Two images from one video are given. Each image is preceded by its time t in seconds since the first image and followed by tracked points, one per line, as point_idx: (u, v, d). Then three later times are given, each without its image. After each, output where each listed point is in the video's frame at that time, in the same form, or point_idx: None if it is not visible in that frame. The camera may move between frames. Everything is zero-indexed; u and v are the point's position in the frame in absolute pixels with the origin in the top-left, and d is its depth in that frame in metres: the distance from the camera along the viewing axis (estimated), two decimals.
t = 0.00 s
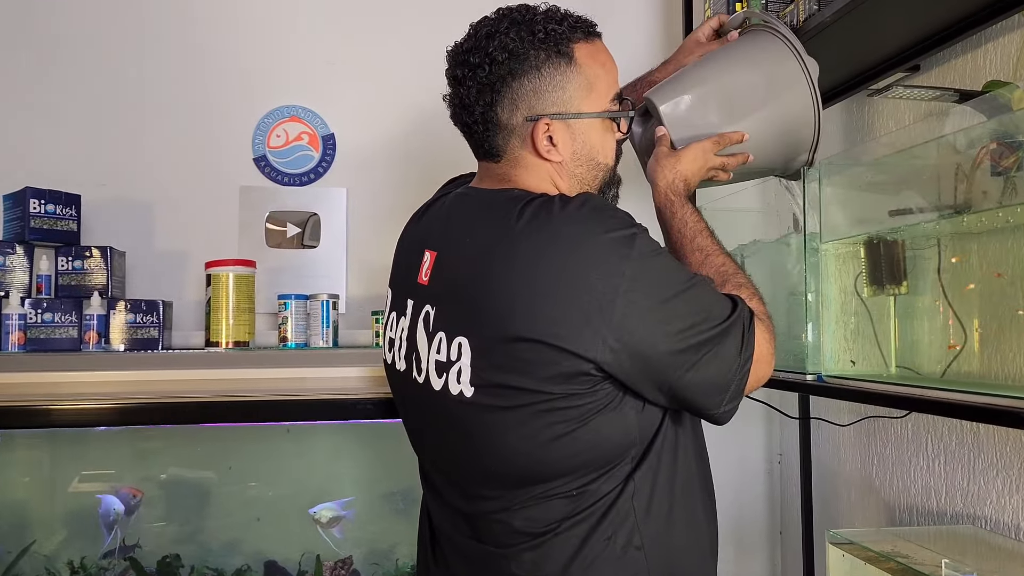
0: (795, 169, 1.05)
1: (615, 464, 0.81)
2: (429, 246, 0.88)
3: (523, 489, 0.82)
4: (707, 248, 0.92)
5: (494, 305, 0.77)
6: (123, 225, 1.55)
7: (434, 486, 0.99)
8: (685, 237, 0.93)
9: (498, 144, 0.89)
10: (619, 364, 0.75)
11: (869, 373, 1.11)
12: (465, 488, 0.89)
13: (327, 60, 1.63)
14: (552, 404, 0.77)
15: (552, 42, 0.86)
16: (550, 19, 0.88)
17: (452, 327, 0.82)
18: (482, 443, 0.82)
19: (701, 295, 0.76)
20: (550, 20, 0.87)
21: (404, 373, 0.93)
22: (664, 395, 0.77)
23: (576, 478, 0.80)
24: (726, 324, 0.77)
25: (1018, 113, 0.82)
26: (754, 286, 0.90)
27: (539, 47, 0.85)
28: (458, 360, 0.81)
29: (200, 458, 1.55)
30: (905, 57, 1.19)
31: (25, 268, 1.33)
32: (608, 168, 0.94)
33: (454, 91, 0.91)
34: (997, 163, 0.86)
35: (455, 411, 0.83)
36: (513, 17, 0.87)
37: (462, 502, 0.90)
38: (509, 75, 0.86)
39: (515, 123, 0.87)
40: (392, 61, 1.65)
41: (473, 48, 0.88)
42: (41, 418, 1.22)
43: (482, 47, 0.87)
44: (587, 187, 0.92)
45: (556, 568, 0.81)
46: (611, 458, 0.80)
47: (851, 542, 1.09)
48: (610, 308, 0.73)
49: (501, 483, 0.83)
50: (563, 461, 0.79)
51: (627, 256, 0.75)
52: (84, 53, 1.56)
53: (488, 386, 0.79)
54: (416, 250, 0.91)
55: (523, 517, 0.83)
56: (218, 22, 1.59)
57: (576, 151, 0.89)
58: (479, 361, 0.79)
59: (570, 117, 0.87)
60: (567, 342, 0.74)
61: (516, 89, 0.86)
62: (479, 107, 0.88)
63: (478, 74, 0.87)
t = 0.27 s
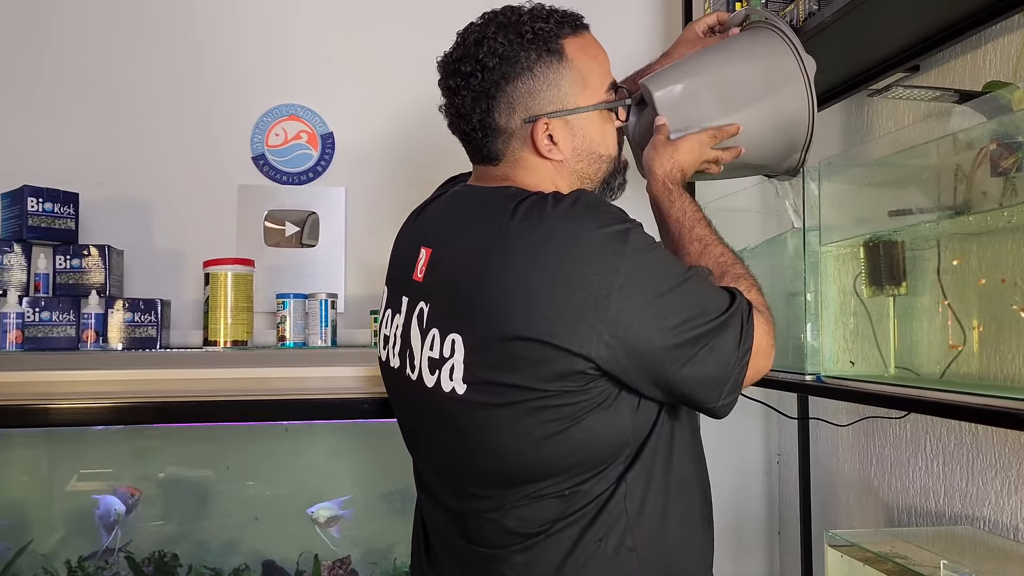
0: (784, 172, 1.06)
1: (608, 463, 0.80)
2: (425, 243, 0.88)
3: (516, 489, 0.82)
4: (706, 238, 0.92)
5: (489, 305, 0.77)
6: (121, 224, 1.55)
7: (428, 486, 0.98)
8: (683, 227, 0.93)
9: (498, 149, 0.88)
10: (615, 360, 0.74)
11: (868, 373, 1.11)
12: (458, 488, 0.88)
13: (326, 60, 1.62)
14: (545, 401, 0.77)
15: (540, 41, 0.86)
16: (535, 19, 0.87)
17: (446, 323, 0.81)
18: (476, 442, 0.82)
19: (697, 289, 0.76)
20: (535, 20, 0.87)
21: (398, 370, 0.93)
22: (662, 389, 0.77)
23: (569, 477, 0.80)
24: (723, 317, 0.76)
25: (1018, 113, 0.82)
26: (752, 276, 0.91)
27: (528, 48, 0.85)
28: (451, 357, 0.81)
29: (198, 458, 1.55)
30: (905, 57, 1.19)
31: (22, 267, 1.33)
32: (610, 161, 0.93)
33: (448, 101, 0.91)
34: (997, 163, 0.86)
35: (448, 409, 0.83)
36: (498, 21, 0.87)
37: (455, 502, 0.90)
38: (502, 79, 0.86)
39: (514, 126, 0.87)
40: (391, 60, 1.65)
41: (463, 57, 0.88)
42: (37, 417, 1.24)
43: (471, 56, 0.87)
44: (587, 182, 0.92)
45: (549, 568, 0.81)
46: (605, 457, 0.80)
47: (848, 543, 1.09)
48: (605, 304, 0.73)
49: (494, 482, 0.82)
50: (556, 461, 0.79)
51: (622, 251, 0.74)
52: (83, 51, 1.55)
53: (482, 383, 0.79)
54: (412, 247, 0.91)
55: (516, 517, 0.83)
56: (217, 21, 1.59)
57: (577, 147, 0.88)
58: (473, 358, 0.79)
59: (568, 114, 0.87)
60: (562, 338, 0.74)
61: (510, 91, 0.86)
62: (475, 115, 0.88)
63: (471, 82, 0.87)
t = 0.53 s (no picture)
0: (784, 172, 1.07)
1: (598, 464, 0.80)
2: (421, 239, 0.88)
3: (504, 487, 0.82)
4: (706, 240, 0.92)
5: (482, 304, 0.77)
6: (120, 222, 1.54)
7: (419, 485, 0.98)
8: (684, 228, 0.92)
9: (493, 150, 0.88)
10: (608, 361, 0.74)
11: (866, 373, 1.11)
12: (448, 486, 0.88)
13: (326, 58, 1.62)
14: (535, 400, 0.77)
15: (523, 38, 0.85)
16: (513, 15, 0.87)
17: (439, 320, 0.82)
18: (466, 439, 0.81)
19: (692, 292, 0.75)
20: (514, 17, 0.87)
21: (392, 365, 0.93)
22: (656, 391, 0.77)
23: (556, 477, 0.79)
24: (719, 320, 0.76)
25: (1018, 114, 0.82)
26: (754, 281, 0.90)
27: (511, 46, 0.85)
28: (443, 352, 0.81)
29: (196, 456, 1.55)
30: (904, 58, 1.19)
31: (20, 265, 1.32)
32: (604, 148, 0.93)
33: (438, 108, 0.90)
34: (996, 164, 0.86)
35: (439, 405, 0.83)
36: (478, 23, 0.87)
37: (445, 499, 0.90)
38: (490, 81, 0.85)
39: (506, 126, 0.86)
40: (391, 59, 1.64)
41: (447, 63, 0.87)
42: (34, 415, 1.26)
43: (456, 60, 0.86)
44: (582, 175, 0.92)
45: (535, 568, 0.81)
46: (595, 458, 0.79)
47: (846, 543, 1.09)
48: (599, 304, 0.73)
49: (482, 480, 0.82)
50: (545, 460, 0.78)
51: (618, 252, 0.74)
52: (82, 49, 1.55)
53: (472, 380, 0.79)
54: (408, 244, 0.91)
55: (504, 516, 0.82)
56: (217, 19, 1.59)
57: (571, 139, 0.88)
58: (464, 354, 0.79)
59: (560, 106, 0.87)
60: (554, 338, 0.74)
61: (500, 92, 0.85)
62: (467, 119, 0.87)
63: (459, 87, 0.86)
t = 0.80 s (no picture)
0: (780, 174, 1.08)
1: (585, 466, 0.80)
2: (415, 238, 0.88)
3: (491, 487, 0.82)
4: (700, 246, 0.93)
5: (476, 307, 0.77)
6: (117, 221, 1.54)
7: (410, 483, 0.98)
8: (679, 233, 0.93)
9: (489, 152, 0.88)
10: (600, 366, 0.75)
11: (861, 374, 1.11)
12: (438, 485, 0.88)
13: (324, 58, 1.62)
14: (524, 403, 0.77)
15: (519, 40, 0.85)
16: (510, 17, 0.87)
17: (432, 321, 0.82)
18: (455, 439, 0.82)
19: (685, 298, 0.76)
20: (511, 19, 0.86)
21: (385, 364, 0.93)
22: (648, 396, 0.77)
23: (543, 477, 0.80)
24: (712, 327, 0.77)
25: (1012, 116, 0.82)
26: (746, 287, 0.90)
27: (508, 49, 0.85)
28: (434, 352, 0.81)
29: (192, 455, 1.55)
30: (901, 60, 1.19)
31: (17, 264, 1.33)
32: (600, 149, 0.93)
33: (434, 110, 0.90)
34: (992, 165, 0.86)
35: (430, 405, 0.83)
36: (474, 25, 0.87)
37: (434, 497, 0.90)
38: (487, 83, 0.85)
39: (503, 128, 0.87)
40: (389, 58, 1.64)
41: (443, 65, 0.87)
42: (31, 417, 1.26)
43: (452, 62, 0.86)
44: (578, 177, 0.92)
45: (520, 568, 0.81)
46: (584, 461, 0.79)
47: (841, 543, 1.10)
48: (592, 309, 0.73)
49: (470, 479, 0.83)
50: (533, 461, 0.78)
51: (613, 257, 0.74)
52: (80, 48, 1.55)
53: (463, 382, 0.79)
54: (403, 243, 0.91)
55: (490, 515, 0.83)
56: (216, 18, 1.59)
57: (566, 141, 0.89)
58: (456, 355, 0.79)
59: (556, 109, 0.87)
60: (547, 342, 0.74)
61: (496, 95, 0.86)
62: (463, 122, 0.87)
63: (455, 89, 0.86)
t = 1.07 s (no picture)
0: (778, 174, 1.08)
1: (583, 466, 0.80)
2: (414, 239, 0.88)
3: (489, 486, 0.82)
4: (696, 247, 0.93)
5: (474, 308, 0.77)
6: (117, 221, 1.55)
7: (408, 482, 0.99)
8: (674, 235, 0.94)
9: (487, 154, 0.89)
10: (598, 367, 0.75)
11: (858, 374, 1.12)
12: (436, 484, 0.89)
13: (323, 58, 1.62)
14: (522, 404, 0.77)
15: (519, 43, 0.85)
16: (511, 19, 0.87)
17: (431, 321, 0.82)
18: (454, 439, 0.82)
19: (683, 300, 0.76)
20: (512, 21, 0.87)
21: (384, 364, 0.93)
22: (646, 397, 0.77)
23: (541, 477, 0.80)
24: (709, 329, 0.77)
25: (1008, 118, 0.82)
26: (742, 288, 0.91)
27: (508, 51, 0.85)
28: (433, 353, 0.82)
29: (191, 455, 1.55)
30: (898, 61, 1.20)
31: (16, 264, 1.33)
32: (598, 152, 0.94)
33: (433, 111, 0.90)
34: (988, 166, 0.86)
35: (429, 405, 0.83)
36: (475, 26, 0.87)
37: (433, 497, 0.90)
38: (486, 85, 0.85)
39: (501, 130, 0.87)
40: (388, 58, 1.65)
41: (443, 66, 0.87)
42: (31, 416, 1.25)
43: (452, 64, 0.86)
44: (576, 179, 0.93)
45: (518, 567, 0.81)
46: (581, 460, 0.80)
47: (838, 543, 1.10)
48: (590, 311, 0.74)
49: (469, 478, 0.83)
50: (531, 461, 0.79)
51: (612, 259, 0.75)
52: (79, 48, 1.55)
53: (461, 383, 0.80)
54: (402, 244, 0.91)
55: (489, 515, 0.83)
56: (215, 18, 1.59)
57: (565, 143, 0.89)
58: (454, 356, 0.80)
59: (556, 112, 0.87)
60: (545, 343, 0.74)
61: (495, 97, 0.86)
62: (462, 123, 0.88)
63: (454, 91, 0.86)
